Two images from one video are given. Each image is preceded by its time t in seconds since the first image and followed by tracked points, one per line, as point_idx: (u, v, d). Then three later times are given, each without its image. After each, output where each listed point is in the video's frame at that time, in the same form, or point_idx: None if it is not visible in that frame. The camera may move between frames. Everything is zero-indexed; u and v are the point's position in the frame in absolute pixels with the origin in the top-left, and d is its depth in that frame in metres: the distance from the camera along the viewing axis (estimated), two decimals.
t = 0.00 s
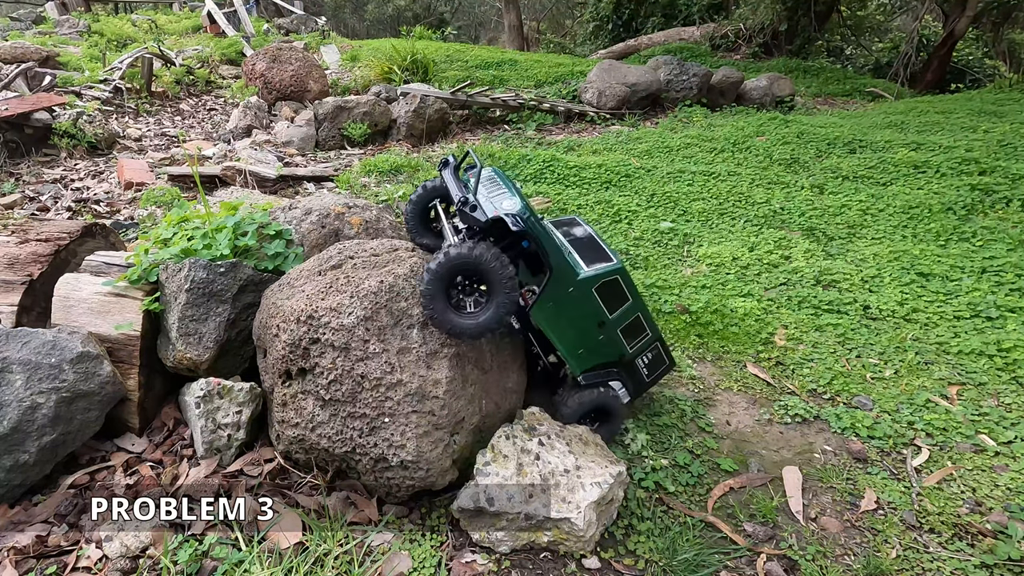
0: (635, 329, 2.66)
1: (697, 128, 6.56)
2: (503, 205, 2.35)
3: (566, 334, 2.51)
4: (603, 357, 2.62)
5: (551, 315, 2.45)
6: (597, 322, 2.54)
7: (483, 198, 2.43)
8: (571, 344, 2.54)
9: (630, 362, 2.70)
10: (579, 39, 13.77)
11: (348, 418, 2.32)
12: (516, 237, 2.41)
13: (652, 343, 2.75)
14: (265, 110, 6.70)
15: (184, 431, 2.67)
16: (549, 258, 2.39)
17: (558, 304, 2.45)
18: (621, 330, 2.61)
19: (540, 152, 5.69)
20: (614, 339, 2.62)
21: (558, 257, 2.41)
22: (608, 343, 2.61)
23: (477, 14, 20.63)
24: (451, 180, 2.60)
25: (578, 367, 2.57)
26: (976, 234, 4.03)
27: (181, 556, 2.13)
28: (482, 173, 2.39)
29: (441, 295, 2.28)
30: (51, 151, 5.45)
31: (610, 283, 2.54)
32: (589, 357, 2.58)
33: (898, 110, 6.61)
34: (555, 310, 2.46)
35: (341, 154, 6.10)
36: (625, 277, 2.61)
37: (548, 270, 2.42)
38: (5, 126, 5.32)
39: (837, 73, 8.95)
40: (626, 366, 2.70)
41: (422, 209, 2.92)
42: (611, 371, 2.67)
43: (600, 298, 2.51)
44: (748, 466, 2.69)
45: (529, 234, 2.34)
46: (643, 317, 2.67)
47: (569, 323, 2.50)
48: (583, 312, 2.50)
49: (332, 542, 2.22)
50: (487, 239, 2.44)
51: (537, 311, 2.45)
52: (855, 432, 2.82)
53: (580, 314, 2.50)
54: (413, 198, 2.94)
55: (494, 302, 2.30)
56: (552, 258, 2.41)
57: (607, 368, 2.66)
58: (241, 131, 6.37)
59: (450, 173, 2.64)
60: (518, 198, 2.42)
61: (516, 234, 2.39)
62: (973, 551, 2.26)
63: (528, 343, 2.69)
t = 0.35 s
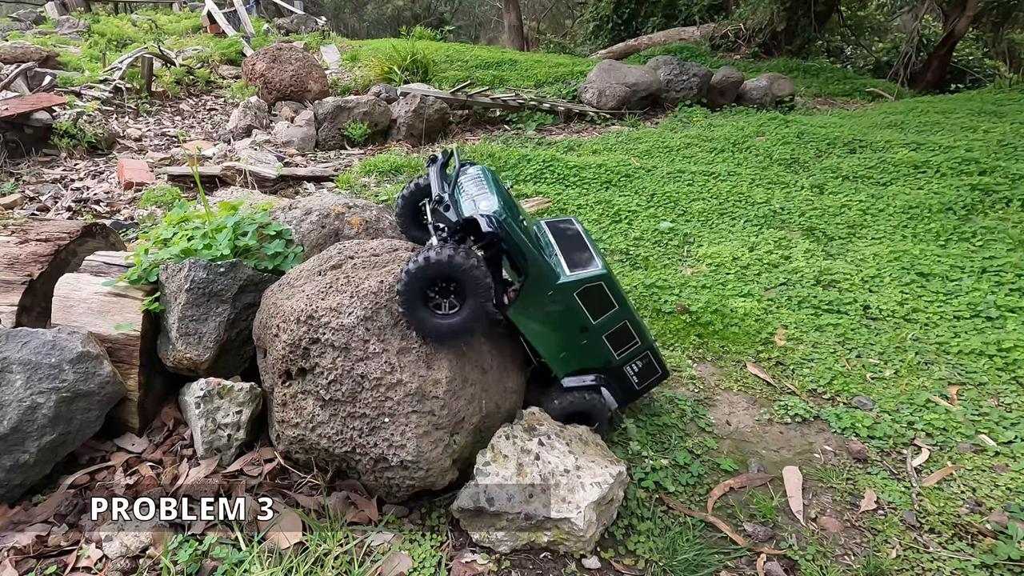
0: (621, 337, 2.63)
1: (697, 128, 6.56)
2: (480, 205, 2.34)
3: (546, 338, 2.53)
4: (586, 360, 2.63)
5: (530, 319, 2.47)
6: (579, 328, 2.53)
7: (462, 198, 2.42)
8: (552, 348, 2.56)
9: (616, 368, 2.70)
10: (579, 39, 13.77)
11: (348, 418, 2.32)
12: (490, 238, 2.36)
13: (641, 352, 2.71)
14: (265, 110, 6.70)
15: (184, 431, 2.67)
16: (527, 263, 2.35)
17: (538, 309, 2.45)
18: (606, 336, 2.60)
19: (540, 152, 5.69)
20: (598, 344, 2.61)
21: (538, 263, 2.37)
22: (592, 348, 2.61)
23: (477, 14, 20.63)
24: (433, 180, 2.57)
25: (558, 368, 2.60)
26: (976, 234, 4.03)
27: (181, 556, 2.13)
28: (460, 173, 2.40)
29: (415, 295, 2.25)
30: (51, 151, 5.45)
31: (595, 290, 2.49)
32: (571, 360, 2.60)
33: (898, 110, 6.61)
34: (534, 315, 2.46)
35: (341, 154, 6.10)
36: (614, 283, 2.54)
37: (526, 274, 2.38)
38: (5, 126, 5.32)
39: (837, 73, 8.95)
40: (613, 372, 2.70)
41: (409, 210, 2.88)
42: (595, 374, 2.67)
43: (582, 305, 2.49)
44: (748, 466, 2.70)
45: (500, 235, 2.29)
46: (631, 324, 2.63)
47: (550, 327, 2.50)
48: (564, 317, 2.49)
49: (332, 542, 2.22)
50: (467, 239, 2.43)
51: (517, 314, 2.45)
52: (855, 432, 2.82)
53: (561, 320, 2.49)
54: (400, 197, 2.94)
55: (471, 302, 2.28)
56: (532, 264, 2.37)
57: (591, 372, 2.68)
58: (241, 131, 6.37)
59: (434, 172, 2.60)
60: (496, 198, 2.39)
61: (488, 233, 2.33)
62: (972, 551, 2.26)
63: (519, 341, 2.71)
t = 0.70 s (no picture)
0: (620, 319, 2.64)
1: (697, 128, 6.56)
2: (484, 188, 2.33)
3: (550, 321, 2.50)
4: (588, 345, 2.61)
5: (534, 301, 2.44)
6: (581, 309, 2.52)
7: (462, 179, 2.40)
8: (556, 331, 2.52)
9: (618, 353, 2.68)
10: (579, 39, 13.75)
11: (348, 418, 2.32)
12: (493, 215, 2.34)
13: (638, 333, 2.72)
14: (265, 110, 6.70)
15: (184, 431, 2.67)
16: (529, 242, 2.35)
17: (541, 290, 2.43)
18: (606, 318, 2.59)
19: (540, 152, 5.69)
20: (599, 327, 2.60)
21: (539, 240, 2.38)
22: (594, 331, 2.60)
23: (477, 14, 20.62)
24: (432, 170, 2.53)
25: (563, 354, 2.56)
26: (976, 234, 4.03)
27: (181, 556, 2.13)
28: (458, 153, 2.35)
29: (430, 284, 2.23)
30: (51, 151, 5.45)
31: (592, 268, 2.51)
32: (574, 344, 2.57)
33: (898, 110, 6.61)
34: (537, 295, 2.43)
35: (341, 154, 6.10)
36: (608, 262, 2.58)
37: (529, 254, 2.38)
38: (5, 126, 5.31)
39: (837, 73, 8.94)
40: (615, 358, 2.68)
41: (404, 211, 2.80)
42: (597, 360, 2.65)
43: (582, 284, 2.49)
44: (748, 466, 2.69)
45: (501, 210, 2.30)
46: (628, 305, 2.65)
47: (552, 308, 2.49)
48: (566, 298, 2.48)
49: (332, 542, 2.22)
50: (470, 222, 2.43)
51: (520, 294, 2.42)
52: (855, 432, 2.82)
53: (563, 299, 2.48)
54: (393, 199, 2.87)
55: (489, 285, 2.29)
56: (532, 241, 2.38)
57: (594, 359, 2.65)
58: (241, 131, 6.36)
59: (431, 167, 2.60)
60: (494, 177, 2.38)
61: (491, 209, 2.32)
62: (973, 551, 2.26)
63: (519, 340, 2.71)
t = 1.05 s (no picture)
0: (620, 317, 2.64)
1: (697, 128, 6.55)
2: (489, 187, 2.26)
3: (553, 320, 2.49)
4: (589, 344, 2.61)
5: (537, 300, 2.42)
6: (583, 308, 2.51)
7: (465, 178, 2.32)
8: (558, 330, 2.51)
9: (618, 352, 2.69)
10: (579, 39, 13.76)
11: (348, 418, 2.32)
12: (500, 217, 2.31)
13: (637, 332, 2.73)
14: (265, 110, 6.70)
15: (184, 431, 2.67)
16: (533, 241, 2.34)
17: (545, 289, 2.42)
18: (607, 317, 2.59)
19: (540, 152, 5.69)
20: (600, 326, 2.60)
21: (542, 240, 2.37)
22: (595, 330, 2.59)
23: (477, 14, 20.64)
24: (433, 166, 2.48)
25: (565, 353, 2.55)
26: (976, 234, 4.03)
27: (181, 556, 2.13)
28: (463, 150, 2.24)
29: (448, 293, 2.20)
30: (51, 151, 5.44)
31: (593, 267, 2.50)
32: (576, 343, 2.57)
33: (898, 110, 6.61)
34: (541, 295, 2.42)
35: (341, 154, 6.10)
36: (608, 260, 2.57)
37: (536, 257, 2.36)
38: (6, 126, 5.32)
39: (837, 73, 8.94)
40: (616, 356, 2.68)
41: (401, 212, 2.78)
42: (598, 359, 2.65)
43: (584, 283, 2.49)
44: (748, 466, 2.69)
45: (511, 214, 2.26)
46: (628, 304, 2.65)
47: (555, 307, 2.48)
48: (568, 296, 2.47)
49: (332, 542, 2.22)
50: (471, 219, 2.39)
51: (523, 294, 2.41)
52: (855, 432, 2.82)
53: (565, 298, 2.47)
54: (389, 201, 2.85)
55: (501, 291, 2.30)
56: (537, 241, 2.37)
57: (595, 358, 2.65)
58: (241, 131, 6.36)
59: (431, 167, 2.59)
60: (499, 177, 2.32)
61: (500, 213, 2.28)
62: (973, 551, 2.26)
63: (519, 340, 2.71)
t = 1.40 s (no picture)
0: (620, 317, 2.63)
1: (697, 128, 6.55)
2: (488, 184, 2.26)
3: (551, 318, 2.49)
4: (588, 343, 2.61)
5: (536, 297, 2.42)
6: (582, 306, 2.51)
7: (464, 176, 2.32)
8: (557, 328, 2.51)
9: (618, 350, 2.68)
10: (579, 39, 13.76)
11: (348, 418, 2.32)
12: (500, 216, 2.31)
13: (637, 331, 2.72)
14: (265, 110, 6.69)
15: (184, 431, 2.67)
16: (532, 239, 2.34)
17: (543, 287, 2.42)
18: (607, 315, 2.59)
19: (540, 152, 5.69)
20: (599, 324, 2.60)
21: (541, 238, 2.37)
22: (594, 328, 2.59)
23: (477, 14, 20.65)
24: (433, 165, 2.47)
25: (563, 352, 2.55)
26: (976, 234, 4.03)
27: (182, 556, 2.13)
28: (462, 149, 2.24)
29: (448, 291, 2.20)
30: (51, 151, 5.44)
31: (592, 265, 2.50)
32: (575, 341, 2.56)
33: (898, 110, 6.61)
34: (540, 293, 2.42)
35: (341, 154, 6.10)
36: (608, 259, 2.57)
37: (536, 255, 2.36)
38: (6, 126, 5.31)
39: (837, 74, 8.95)
40: (615, 355, 2.68)
41: (401, 211, 2.78)
42: (597, 357, 2.65)
43: (583, 281, 2.48)
44: (748, 466, 2.69)
45: (511, 212, 2.27)
46: (627, 303, 2.65)
47: (554, 305, 2.47)
48: (567, 294, 2.47)
49: (332, 542, 2.22)
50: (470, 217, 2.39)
51: (522, 292, 2.41)
52: (855, 432, 2.82)
53: (564, 296, 2.47)
54: (388, 200, 2.85)
55: (500, 290, 2.31)
56: (536, 239, 2.37)
57: (594, 356, 2.65)
58: (241, 131, 6.36)
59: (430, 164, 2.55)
60: (498, 175, 2.32)
61: (500, 212, 2.29)
62: (973, 551, 2.26)
63: (519, 340, 2.71)
